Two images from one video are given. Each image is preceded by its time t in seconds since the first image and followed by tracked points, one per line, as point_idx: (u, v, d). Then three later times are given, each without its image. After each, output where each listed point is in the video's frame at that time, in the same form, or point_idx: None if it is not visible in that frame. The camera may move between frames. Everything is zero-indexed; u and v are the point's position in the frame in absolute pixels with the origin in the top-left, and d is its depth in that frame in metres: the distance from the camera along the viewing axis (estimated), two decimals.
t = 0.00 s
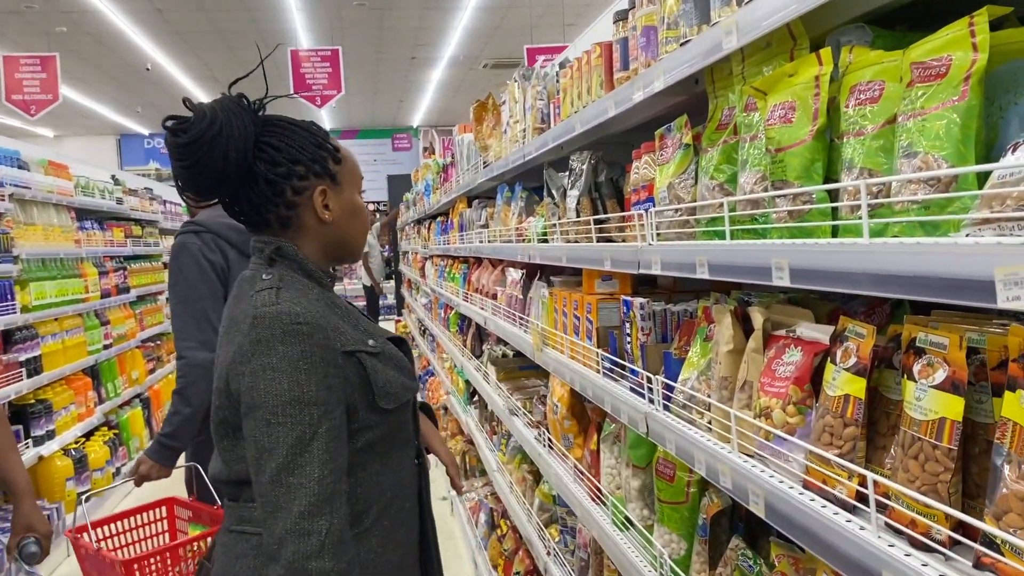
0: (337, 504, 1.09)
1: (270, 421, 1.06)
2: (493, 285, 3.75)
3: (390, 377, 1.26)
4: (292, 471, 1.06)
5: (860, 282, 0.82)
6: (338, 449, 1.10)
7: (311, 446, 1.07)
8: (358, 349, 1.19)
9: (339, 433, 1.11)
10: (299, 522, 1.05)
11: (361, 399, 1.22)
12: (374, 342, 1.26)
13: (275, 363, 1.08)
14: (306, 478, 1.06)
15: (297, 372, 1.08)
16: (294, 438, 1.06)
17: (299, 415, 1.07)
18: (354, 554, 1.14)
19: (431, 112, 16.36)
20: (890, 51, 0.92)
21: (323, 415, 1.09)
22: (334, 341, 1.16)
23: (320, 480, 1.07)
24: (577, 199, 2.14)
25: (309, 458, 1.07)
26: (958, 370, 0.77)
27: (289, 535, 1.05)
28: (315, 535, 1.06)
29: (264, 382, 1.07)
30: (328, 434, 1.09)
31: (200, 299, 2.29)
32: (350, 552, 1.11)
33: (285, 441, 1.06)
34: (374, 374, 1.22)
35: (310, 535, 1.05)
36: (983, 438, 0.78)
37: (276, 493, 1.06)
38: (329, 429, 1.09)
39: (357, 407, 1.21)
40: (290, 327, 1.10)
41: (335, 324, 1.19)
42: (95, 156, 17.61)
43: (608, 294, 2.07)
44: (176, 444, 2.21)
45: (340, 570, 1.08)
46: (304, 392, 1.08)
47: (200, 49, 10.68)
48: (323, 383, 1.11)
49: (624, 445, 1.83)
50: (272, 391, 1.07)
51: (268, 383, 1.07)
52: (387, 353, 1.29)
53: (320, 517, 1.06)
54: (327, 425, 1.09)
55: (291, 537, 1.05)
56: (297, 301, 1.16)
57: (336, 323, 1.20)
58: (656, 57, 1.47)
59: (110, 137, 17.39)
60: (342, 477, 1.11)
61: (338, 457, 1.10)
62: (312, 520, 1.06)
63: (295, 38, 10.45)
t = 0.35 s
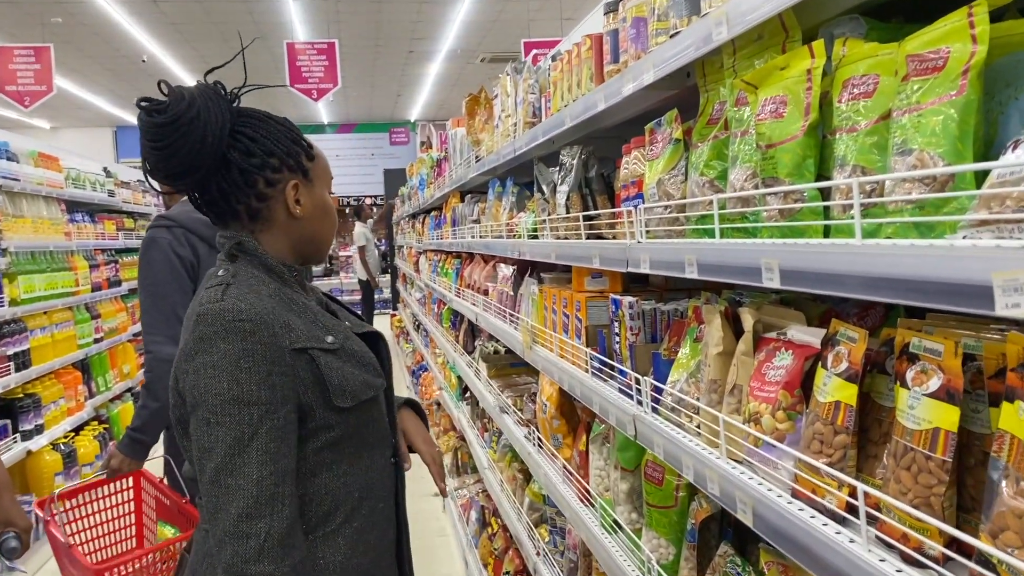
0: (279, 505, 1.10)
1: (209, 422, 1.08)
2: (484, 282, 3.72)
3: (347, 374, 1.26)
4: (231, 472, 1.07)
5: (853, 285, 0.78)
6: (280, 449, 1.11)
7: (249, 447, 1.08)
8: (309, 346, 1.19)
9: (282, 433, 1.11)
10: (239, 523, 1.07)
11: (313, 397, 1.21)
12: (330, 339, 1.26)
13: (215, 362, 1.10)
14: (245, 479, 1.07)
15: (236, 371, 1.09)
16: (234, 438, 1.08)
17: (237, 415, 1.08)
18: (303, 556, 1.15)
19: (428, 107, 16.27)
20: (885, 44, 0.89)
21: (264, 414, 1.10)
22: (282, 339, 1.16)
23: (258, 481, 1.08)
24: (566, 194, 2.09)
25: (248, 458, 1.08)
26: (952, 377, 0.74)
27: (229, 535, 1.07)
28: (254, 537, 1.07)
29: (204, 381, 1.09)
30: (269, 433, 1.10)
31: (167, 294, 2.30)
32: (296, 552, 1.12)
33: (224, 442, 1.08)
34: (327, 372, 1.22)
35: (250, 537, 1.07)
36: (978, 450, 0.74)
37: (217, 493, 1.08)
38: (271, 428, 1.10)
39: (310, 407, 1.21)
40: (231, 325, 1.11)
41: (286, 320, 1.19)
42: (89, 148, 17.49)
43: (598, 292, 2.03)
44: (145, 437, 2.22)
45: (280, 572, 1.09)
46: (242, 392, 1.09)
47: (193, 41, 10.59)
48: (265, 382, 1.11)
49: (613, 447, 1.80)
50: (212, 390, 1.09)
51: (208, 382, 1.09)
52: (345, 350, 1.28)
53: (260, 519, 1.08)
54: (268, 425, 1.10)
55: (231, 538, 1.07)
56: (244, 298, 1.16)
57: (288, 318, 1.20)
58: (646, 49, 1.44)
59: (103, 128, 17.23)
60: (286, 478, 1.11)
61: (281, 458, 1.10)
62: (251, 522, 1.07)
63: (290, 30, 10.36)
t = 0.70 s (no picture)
0: (264, 483, 1.12)
1: (195, 404, 1.11)
2: (469, 277, 3.68)
3: (324, 359, 1.30)
4: (216, 452, 1.10)
5: (837, 281, 0.75)
6: (264, 429, 1.14)
7: (234, 427, 1.11)
8: (289, 333, 1.23)
9: (266, 414, 1.15)
10: (224, 499, 1.09)
11: (291, 381, 1.25)
12: (309, 326, 1.30)
13: (201, 348, 1.12)
14: (230, 458, 1.10)
15: (222, 356, 1.12)
16: (218, 419, 1.10)
17: (223, 397, 1.11)
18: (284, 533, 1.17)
19: (417, 102, 16.18)
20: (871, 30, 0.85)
21: (249, 395, 1.13)
22: (263, 326, 1.19)
23: (243, 459, 1.10)
24: (550, 188, 2.06)
25: (233, 438, 1.10)
26: (939, 376, 0.71)
27: (216, 512, 1.09)
28: (239, 512, 1.10)
29: (190, 367, 1.12)
30: (253, 413, 1.12)
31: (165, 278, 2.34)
32: (278, 528, 1.15)
33: (210, 423, 1.10)
34: (306, 357, 1.26)
35: (235, 512, 1.09)
36: (965, 451, 0.72)
37: (203, 473, 1.10)
38: (255, 409, 1.13)
39: (290, 390, 1.25)
40: (218, 313, 1.15)
41: (267, 309, 1.23)
42: (72, 141, 17.24)
43: (581, 288, 2.00)
44: (134, 421, 2.24)
45: (264, 547, 1.11)
46: (228, 374, 1.12)
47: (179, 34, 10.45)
48: (249, 366, 1.14)
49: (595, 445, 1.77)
50: (198, 374, 1.11)
51: (193, 367, 1.12)
52: (323, 337, 1.32)
53: (244, 495, 1.10)
54: (253, 405, 1.13)
55: (217, 515, 1.09)
56: (228, 288, 1.20)
57: (269, 308, 1.24)
58: (629, 38, 1.41)
59: (88, 122, 16.96)
60: (270, 456, 1.14)
61: (265, 437, 1.13)
62: (236, 498, 1.09)
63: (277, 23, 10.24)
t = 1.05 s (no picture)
0: (243, 450, 1.18)
1: (180, 374, 1.16)
2: (450, 273, 3.65)
3: (294, 345, 1.37)
4: (199, 418, 1.15)
5: (824, 275, 0.74)
6: (243, 400, 1.20)
7: (216, 396, 1.16)
8: (264, 317, 1.30)
9: (244, 388, 1.21)
10: (207, 462, 1.15)
11: (264, 363, 1.31)
12: (283, 314, 1.37)
13: (187, 324, 1.18)
14: (212, 424, 1.15)
15: (206, 331, 1.18)
16: (201, 387, 1.16)
17: (206, 369, 1.16)
18: (259, 499, 1.22)
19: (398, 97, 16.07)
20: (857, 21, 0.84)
21: (230, 368, 1.19)
22: (243, 308, 1.26)
23: (225, 426, 1.16)
24: (531, 183, 2.04)
25: (216, 406, 1.16)
26: (926, 372, 0.69)
27: (199, 474, 1.15)
28: (222, 474, 1.15)
29: (176, 340, 1.17)
30: (234, 385, 1.19)
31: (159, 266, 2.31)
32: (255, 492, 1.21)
33: (193, 391, 1.16)
34: (277, 341, 1.33)
35: (218, 474, 1.15)
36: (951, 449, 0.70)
37: (186, 438, 1.16)
38: (235, 381, 1.19)
39: (262, 371, 1.32)
40: (204, 292, 1.21)
41: (244, 293, 1.29)
42: (45, 134, 16.86)
43: (563, 283, 1.98)
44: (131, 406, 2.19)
45: (244, 506, 1.17)
46: (211, 347, 1.18)
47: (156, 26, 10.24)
48: (230, 341, 1.21)
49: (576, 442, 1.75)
50: (183, 346, 1.17)
51: (178, 340, 1.17)
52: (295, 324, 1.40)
53: (227, 459, 1.16)
54: (233, 378, 1.19)
55: (200, 476, 1.15)
56: (212, 271, 1.26)
57: (247, 292, 1.31)
58: (610, 30, 1.39)
59: (63, 116, 16.60)
60: (247, 425, 1.20)
61: (244, 407, 1.20)
62: (219, 461, 1.15)
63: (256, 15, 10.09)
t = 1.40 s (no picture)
0: (197, 444, 1.16)
1: (129, 369, 1.13)
2: (428, 271, 3.59)
3: (252, 340, 1.29)
4: (150, 413, 1.12)
5: (853, 271, 0.71)
6: (195, 395, 1.16)
7: (166, 392, 1.13)
8: (219, 311, 1.24)
9: (195, 383, 1.17)
10: (159, 456, 1.12)
11: (221, 358, 1.26)
12: (242, 308, 1.29)
13: (135, 319, 1.15)
14: (162, 420, 1.12)
15: (154, 326, 1.15)
16: (148, 383, 1.12)
17: (154, 364, 1.13)
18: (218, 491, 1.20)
19: (369, 94, 15.88)
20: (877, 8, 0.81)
21: (179, 363, 1.15)
22: (195, 301, 1.21)
23: (177, 422, 1.13)
24: (518, 178, 2.00)
25: (166, 401, 1.13)
26: (958, 371, 0.67)
27: (150, 469, 1.12)
28: (175, 468, 1.13)
29: (126, 334, 1.14)
30: (184, 379, 1.15)
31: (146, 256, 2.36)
32: (212, 485, 1.18)
33: (141, 387, 1.12)
34: (232, 336, 1.26)
35: (170, 469, 1.12)
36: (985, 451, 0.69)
37: (138, 433, 1.13)
38: (186, 375, 1.16)
39: (219, 367, 1.26)
40: (151, 287, 1.17)
41: (199, 285, 1.24)
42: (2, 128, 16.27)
43: (551, 281, 1.95)
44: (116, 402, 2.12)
45: (200, 500, 1.15)
46: (160, 341, 1.14)
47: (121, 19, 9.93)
48: (181, 335, 1.17)
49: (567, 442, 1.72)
50: (132, 341, 1.13)
51: (127, 335, 1.14)
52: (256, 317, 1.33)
53: (179, 453, 1.13)
54: (183, 373, 1.15)
55: (153, 471, 1.12)
56: (165, 265, 1.22)
57: (202, 284, 1.25)
58: (606, 22, 1.35)
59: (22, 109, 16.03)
60: (201, 419, 1.17)
61: (196, 402, 1.16)
62: (171, 456, 1.13)
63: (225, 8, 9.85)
